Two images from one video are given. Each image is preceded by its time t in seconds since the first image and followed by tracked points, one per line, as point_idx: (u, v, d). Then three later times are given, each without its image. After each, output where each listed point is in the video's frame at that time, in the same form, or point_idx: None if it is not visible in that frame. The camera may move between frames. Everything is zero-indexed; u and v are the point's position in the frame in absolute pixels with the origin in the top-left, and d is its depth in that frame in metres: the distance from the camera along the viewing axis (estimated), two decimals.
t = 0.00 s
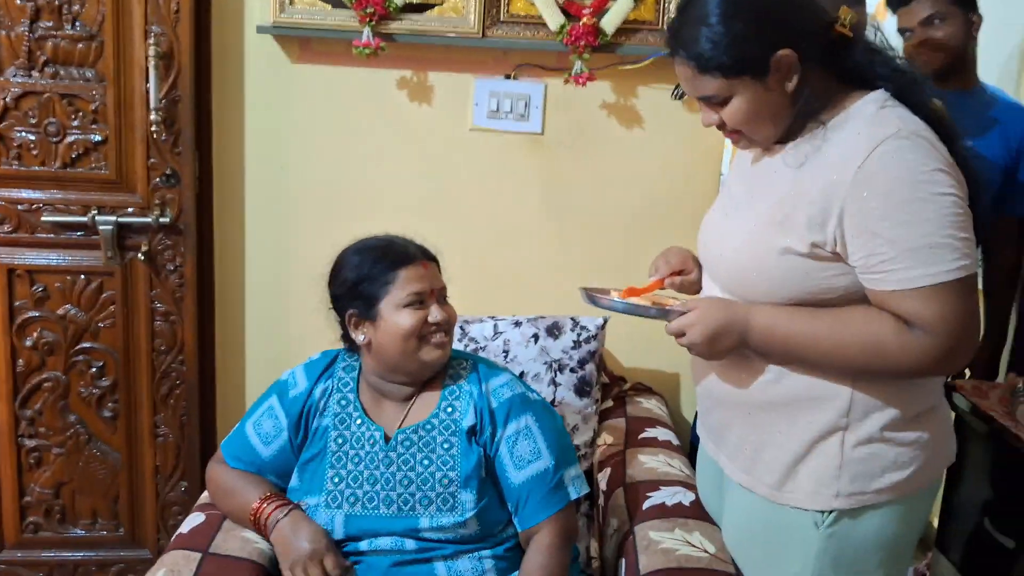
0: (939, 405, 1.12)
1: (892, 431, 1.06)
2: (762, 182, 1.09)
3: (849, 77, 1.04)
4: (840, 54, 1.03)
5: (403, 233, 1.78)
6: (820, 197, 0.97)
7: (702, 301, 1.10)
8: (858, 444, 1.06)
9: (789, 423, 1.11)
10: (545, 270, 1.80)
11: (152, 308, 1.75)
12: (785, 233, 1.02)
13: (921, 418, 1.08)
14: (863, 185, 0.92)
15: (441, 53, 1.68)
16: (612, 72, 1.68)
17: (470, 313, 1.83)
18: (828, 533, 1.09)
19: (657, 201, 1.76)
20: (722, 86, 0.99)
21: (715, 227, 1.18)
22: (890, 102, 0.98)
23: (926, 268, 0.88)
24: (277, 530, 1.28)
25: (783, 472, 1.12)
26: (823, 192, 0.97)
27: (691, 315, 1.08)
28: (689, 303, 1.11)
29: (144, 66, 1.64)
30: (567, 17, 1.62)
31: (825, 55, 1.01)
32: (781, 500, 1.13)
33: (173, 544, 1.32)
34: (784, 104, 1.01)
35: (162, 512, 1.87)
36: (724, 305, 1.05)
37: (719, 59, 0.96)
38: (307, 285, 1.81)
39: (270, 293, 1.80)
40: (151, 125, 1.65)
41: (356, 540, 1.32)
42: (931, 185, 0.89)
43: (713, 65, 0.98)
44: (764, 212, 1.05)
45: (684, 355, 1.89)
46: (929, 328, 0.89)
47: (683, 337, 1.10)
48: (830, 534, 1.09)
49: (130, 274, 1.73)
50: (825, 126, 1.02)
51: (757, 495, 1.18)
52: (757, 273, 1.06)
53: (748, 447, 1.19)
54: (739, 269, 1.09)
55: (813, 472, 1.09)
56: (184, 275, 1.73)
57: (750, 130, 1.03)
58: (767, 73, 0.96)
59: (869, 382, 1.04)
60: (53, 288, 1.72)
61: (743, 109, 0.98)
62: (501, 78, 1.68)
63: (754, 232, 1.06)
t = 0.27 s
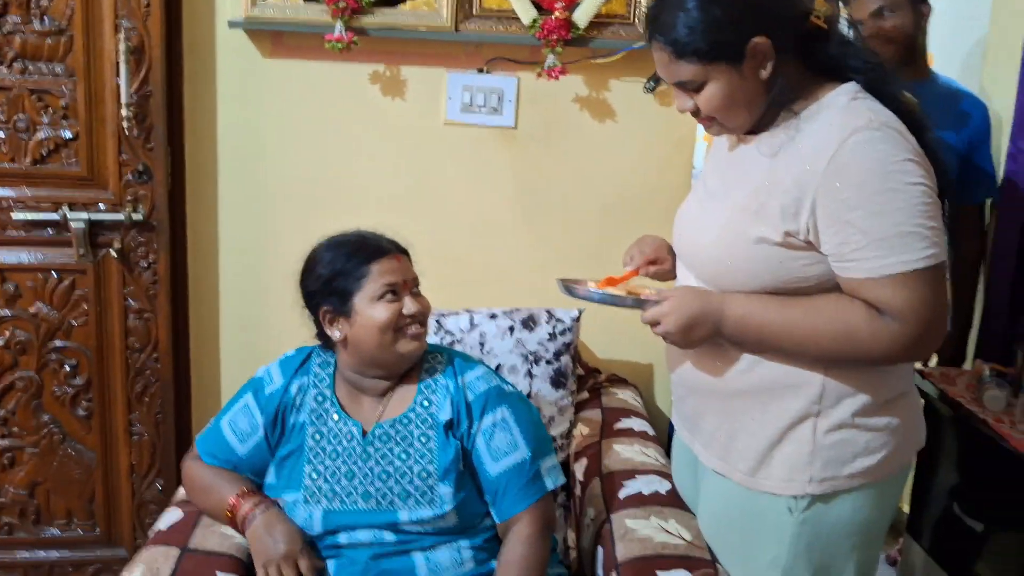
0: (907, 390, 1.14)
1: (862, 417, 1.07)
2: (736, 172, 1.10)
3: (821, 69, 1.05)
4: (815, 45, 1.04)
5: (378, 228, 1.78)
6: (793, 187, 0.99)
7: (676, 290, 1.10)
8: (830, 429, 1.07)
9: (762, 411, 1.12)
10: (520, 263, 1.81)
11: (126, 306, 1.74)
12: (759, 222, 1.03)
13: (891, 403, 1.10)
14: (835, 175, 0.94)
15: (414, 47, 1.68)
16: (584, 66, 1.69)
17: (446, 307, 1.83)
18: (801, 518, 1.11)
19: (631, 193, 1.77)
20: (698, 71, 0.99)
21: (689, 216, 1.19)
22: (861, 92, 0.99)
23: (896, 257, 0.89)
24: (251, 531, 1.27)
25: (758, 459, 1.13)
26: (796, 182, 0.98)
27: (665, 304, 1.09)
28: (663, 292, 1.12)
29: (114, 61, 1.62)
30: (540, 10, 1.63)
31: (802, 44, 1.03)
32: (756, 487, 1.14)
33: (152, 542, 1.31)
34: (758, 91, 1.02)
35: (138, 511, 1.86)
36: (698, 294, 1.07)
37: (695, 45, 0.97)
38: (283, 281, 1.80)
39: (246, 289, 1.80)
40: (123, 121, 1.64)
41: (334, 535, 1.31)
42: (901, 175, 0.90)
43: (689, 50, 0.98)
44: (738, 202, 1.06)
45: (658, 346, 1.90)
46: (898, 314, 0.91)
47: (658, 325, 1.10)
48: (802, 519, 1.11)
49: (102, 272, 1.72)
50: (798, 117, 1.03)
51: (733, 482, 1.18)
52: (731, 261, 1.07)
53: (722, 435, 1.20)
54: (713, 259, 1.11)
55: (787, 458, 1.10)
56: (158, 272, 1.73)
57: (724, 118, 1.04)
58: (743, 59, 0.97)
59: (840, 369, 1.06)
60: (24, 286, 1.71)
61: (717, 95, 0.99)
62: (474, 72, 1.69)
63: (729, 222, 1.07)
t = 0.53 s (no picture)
0: (890, 385, 1.16)
1: (845, 411, 1.10)
2: (723, 170, 1.12)
3: (807, 68, 1.07)
4: (802, 44, 1.05)
5: (365, 227, 1.79)
6: (780, 183, 1.01)
7: (664, 285, 1.11)
8: (815, 423, 1.09)
9: (748, 406, 1.14)
10: (507, 260, 1.82)
11: (113, 306, 1.74)
12: (745, 217, 1.04)
13: (873, 398, 1.13)
14: (821, 172, 0.97)
15: (399, 46, 1.68)
16: (569, 65, 1.70)
17: (434, 304, 1.84)
18: (787, 511, 1.12)
19: (617, 191, 1.79)
20: (689, 64, 1.00)
21: (675, 214, 1.21)
22: (847, 93, 1.02)
23: (880, 252, 0.92)
24: (244, 529, 1.26)
25: (745, 454, 1.15)
26: (783, 179, 1.01)
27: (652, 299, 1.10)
28: (651, 287, 1.13)
29: (99, 62, 1.62)
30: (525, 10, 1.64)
31: (790, 42, 1.05)
32: (742, 481, 1.16)
33: (144, 541, 1.28)
34: (748, 87, 1.03)
35: (126, 511, 1.86)
36: (685, 288, 1.08)
37: (686, 37, 0.98)
38: (271, 280, 1.81)
39: (233, 289, 1.80)
40: (108, 121, 1.64)
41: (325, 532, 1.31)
42: (885, 173, 0.93)
43: (681, 44, 1.00)
44: (725, 198, 1.08)
45: (644, 342, 1.92)
46: (882, 310, 0.94)
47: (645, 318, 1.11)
48: (789, 512, 1.12)
49: (89, 272, 1.72)
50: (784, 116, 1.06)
51: (719, 476, 1.20)
52: (718, 257, 1.09)
53: (707, 431, 1.22)
54: (700, 255, 1.12)
55: (773, 452, 1.12)
56: (145, 272, 1.73)
57: (712, 113, 1.05)
58: (733, 54, 0.99)
59: (825, 364, 1.08)
60: (10, 288, 1.70)
61: (708, 89, 1.00)
62: (459, 71, 1.70)
63: (716, 217, 1.09)
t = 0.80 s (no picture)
0: (883, 380, 1.18)
1: (840, 406, 1.11)
2: (722, 168, 1.15)
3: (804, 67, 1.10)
4: (801, 46, 1.10)
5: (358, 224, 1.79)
6: (778, 181, 1.03)
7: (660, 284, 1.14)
8: (811, 419, 1.10)
9: (744, 400, 1.15)
10: (500, 257, 1.83)
11: (104, 305, 1.73)
12: (743, 215, 1.07)
13: (866, 393, 1.14)
14: (818, 170, 0.99)
15: (391, 44, 1.69)
16: (559, 62, 1.71)
17: (426, 301, 1.85)
18: (782, 505, 1.13)
19: (608, 188, 1.80)
20: (688, 61, 1.02)
21: (674, 210, 1.23)
22: (844, 93, 1.04)
23: (875, 249, 0.94)
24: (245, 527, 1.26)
25: (741, 448, 1.16)
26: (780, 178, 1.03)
27: (649, 297, 1.13)
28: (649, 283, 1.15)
29: (89, 60, 1.62)
30: (516, 7, 1.64)
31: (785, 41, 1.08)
32: (738, 475, 1.17)
33: (142, 541, 1.28)
34: (744, 85, 1.05)
35: (118, 509, 1.85)
36: (681, 285, 1.11)
37: (686, 33, 1.00)
38: (264, 278, 1.81)
39: (226, 287, 1.80)
40: (99, 119, 1.63)
41: (325, 528, 1.31)
42: (881, 171, 0.95)
43: (680, 39, 1.01)
44: (724, 195, 1.10)
45: (635, 338, 1.93)
46: (877, 307, 0.97)
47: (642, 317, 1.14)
48: (783, 506, 1.14)
49: (80, 271, 1.71)
50: (782, 116, 1.09)
51: (716, 470, 1.21)
52: (716, 254, 1.11)
53: (703, 425, 1.23)
54: (698, 251, 1.14)
55: (768, 447, 1.13)
56: (136, 271, 1.72)
57: (710, 109, 1.07)
58: (732, 51, 1.01)
59: (821, 361, 1.09)
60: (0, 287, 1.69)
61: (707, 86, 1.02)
62: (450, 69, 1.70)
63: (714, 215, 1.11)
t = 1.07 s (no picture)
0: (870, 369, 1.18)
1: (828, 397, 1.12)
2: (709, 159, 1.15)
3: (793, 60, 1.12)
4: (789, 37, 1.12)
5: (345, 218, 1.79)
6: (766, 172, 1.04)
7: (648, 276, 1.15)
8: (797, 409, 1.11)
9: (734, 391, 1.16)
10: (488, 250, 1.83)
11: (90, 300, 1.73)
12: (732, 206, 1.08)
13: (854, 384, 1.15)
14: (807, 162, 1.00)
15: (376, 37, 1.69)
16: (545, 54, 1.71)
17: (415, 295, 1.85)
18: (770, 495, 1.14)
19: (595, 181, 1.80)
20: (678, 52, 1.03)
21: (660, 201, 1.24)
22: (831, 85, 1.05)
23: (864, 241, 0.96)
24: (232, 522, 1.26)
25: (730, 439, 1.16)
26: (769, 169, 1.04)
27: (639, 289, 1.13)
28: (637, 278, 1.16)
29: (74, 54, 1.61)
30: None
31: (778, 34, 1.10)
32: (727, 465, 1.17)
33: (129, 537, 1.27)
34: (734, 75, 1.06)
35: (107, 505, 1.85)
36: (671, 279, 1.11)
37: (678, 25, 1.01)
38: (252, 272, 1.80)
39: (214, 281, 1.80)
40: (84, 114, 1.63)
41: (314, 520, 1.31)
42: (869, 163, 0.97)
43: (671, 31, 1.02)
44: (712, 186, 1.11)
45: (624, 330, 1.94)
46: (865, 298, 0.98)
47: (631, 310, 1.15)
48: (772, 496, 1.14)
49: (66, 266, 1.71)
50: (770, 107, 1.09)
51: (704, 460, 1.21)
52: (703, 244, 1.12)
53: (691, 415, 1.23)
54: (686, 242, 1.15)
55: (757, 437, 1.14)
56: (122, 265, 1.72)
57: (700, 100, 1.08)
58: (722, 43, 1.02)
59: (808, 350, 1.10)
60: None
61: (696, 77, 1.03)
62: (437, 61, 1.70)
63: (703, 205, 1.12)
